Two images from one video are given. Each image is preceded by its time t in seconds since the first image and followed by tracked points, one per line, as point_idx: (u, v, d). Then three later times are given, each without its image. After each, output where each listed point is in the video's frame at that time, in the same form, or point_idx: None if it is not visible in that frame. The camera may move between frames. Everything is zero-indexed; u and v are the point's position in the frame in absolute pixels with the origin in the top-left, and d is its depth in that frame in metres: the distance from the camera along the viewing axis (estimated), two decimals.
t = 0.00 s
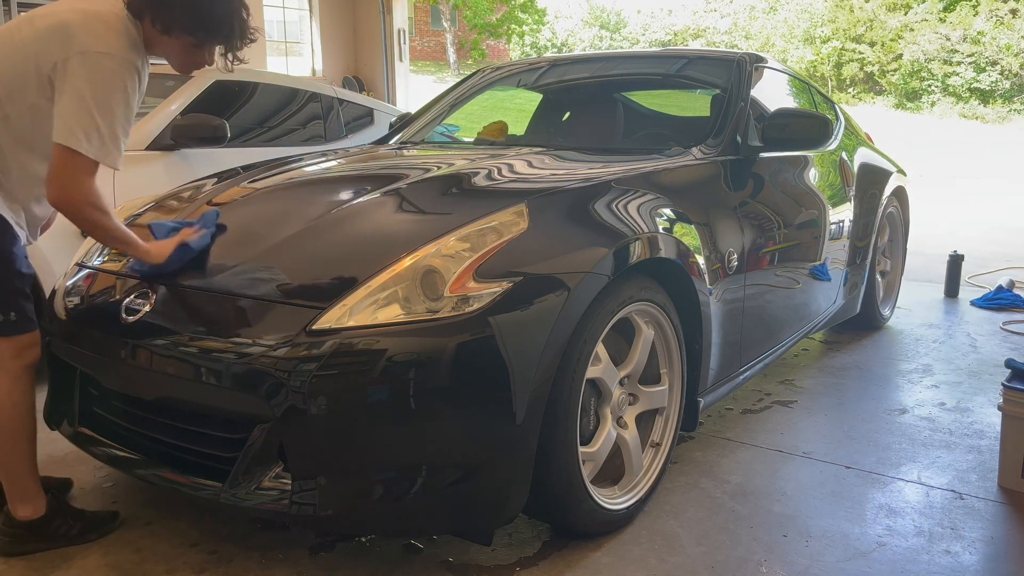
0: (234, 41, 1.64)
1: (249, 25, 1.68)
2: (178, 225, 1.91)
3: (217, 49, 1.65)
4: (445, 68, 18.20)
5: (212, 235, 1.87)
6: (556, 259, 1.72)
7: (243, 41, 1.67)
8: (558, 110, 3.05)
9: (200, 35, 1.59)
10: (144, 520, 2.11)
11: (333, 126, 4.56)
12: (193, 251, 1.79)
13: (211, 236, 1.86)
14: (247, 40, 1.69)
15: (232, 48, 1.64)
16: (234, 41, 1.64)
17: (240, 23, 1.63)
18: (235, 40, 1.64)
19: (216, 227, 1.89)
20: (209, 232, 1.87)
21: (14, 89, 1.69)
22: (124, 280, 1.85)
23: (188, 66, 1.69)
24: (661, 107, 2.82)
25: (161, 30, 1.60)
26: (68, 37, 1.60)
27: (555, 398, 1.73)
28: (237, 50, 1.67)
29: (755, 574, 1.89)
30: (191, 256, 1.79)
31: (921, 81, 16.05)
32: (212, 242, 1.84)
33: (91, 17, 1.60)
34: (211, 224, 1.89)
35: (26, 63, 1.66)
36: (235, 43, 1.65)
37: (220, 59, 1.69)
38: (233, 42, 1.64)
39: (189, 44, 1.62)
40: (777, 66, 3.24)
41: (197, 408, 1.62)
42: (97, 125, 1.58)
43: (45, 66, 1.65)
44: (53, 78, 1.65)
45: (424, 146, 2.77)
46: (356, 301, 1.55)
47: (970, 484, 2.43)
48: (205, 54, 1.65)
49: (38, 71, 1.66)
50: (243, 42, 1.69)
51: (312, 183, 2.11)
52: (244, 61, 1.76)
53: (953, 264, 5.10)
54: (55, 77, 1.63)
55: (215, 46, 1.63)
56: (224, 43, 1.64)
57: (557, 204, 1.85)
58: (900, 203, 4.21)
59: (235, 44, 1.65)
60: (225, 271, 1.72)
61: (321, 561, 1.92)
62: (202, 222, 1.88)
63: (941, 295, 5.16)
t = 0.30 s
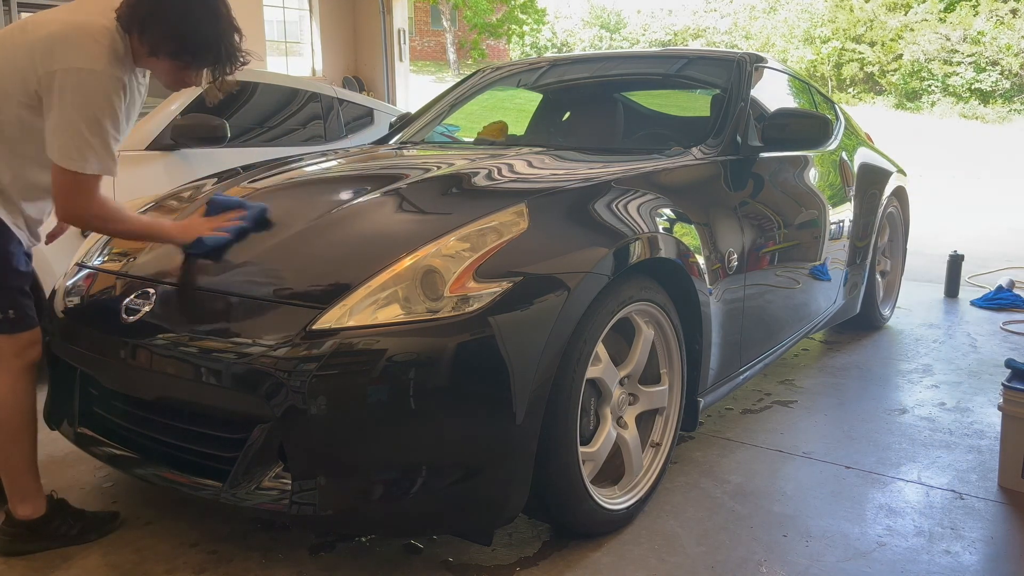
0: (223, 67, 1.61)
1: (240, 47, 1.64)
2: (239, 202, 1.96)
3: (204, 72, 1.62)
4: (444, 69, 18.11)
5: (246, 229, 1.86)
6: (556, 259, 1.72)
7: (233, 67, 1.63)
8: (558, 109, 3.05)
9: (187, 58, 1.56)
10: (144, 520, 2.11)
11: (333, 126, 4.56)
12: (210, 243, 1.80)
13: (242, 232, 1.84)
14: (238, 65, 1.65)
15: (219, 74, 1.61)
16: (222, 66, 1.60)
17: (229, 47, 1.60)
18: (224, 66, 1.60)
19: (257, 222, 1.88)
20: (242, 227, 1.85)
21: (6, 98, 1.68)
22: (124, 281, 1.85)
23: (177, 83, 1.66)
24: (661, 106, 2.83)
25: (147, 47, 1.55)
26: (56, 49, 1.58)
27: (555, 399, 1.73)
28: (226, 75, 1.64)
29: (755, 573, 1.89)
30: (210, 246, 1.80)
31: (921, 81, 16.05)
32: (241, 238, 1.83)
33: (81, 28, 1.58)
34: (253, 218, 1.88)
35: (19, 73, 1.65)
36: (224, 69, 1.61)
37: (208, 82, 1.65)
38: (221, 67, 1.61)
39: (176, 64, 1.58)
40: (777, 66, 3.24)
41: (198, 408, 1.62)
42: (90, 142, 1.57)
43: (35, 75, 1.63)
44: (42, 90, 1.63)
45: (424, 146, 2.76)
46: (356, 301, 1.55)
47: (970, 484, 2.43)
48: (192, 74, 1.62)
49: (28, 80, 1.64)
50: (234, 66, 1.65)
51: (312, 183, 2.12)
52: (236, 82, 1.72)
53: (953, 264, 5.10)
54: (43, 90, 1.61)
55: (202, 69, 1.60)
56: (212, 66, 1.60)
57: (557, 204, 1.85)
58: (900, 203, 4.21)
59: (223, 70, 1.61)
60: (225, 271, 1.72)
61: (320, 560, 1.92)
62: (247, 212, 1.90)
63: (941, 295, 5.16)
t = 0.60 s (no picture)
0: (219, 80, 1.59)
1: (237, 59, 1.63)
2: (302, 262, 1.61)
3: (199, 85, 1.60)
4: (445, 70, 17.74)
5: (303, 304, 1.56)
6: (556, 259, 1.72)
7: (230, 80, 1.61)
8: (558, 109, 3.05)
9: (179, 69, 1.55)
10: (144, 520, 2.11)
11: (333, 126, 4.56)
12: (244, 313, 1.58)
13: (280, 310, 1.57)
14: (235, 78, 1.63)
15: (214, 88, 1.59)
16: (218, 80, 1.59)
17: (225, 59, 1.58)
18: (219, 79, 1.59)
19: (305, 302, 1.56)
20: (284, 306, 1.56)
21: (1, 101, 1.67)
22: (124, 280, 1.85)
23: (172, 92, 1.65)
24: (661, 107, 2.83)
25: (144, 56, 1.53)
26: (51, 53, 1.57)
27: (555, 399, 1.73)
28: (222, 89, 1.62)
29: (755, 573, 1.89)
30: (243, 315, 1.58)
31: (921, 81, 16.07)
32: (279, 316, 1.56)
33: (82, 34, 1.58)
34: (315, 293, 1.56)
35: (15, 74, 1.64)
36: (219, 82, 1.60)
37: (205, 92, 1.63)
38: (217, 81, 1.59)
39: (169, 75, 1.57)
40: (777, 66, 3.24)
41: (198, 408, 1.62)
42: (106, 128, 1.56)
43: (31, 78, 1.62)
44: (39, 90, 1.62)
45: (424, 146, 2.76)
46: (356, 301, 1.55)
47: (970, 484, 2.43)
48: (185, 84, 1.60)
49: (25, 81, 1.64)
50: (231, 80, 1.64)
51: (312, 183, 2.11)
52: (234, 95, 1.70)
53: (953, 264, 5.11)
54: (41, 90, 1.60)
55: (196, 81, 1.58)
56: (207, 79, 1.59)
57: (557, 204, 1.85)
58: (900, 203, 4.21)
59: (219, 83, 1.60)
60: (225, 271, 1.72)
61: (320, 560, 1.92)
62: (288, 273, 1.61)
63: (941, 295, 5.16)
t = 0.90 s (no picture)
0: (205, 87, 1.66)
1: (223, 68, 1.69)
2: (153, 241, 1.87)
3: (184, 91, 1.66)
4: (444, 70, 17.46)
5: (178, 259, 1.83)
6: (556, 260, 1.72)
7: (215, 88, 1.68)
8: (558, 109, 3.05)
9: (169, 76, 1.60)
10: (144, 520, 2.11)
11: (332, 126, 4.56)
12: (154, 280, 1.76)
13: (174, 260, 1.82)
14: (221, 85, 1.70)
15: (201, 95, 1.65)
16: (205, 86, 1.65)
17: (211, 68, 1.64)
18: (206, 86, 1.65)
19: (186, 245, 1.86)
20: (174, 257, 1.82)
21: None
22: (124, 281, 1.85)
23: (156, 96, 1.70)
24: (661, 107, 2.84)
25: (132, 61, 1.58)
26: (38, 56, 1.60)
27: (555, 399, 1.73)
28: (207, 96, 1.68)
29: (755, 573, 1.89)
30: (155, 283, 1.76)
31: (921, 81, 16.07)
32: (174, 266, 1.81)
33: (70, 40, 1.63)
34: (180, 245, 1.85)
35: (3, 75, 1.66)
36: (206, 89, 1.66)
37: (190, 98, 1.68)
38: (204, 88, 1.65)
39: (157, 81, 1.62)
40: (777, 66, 3.24)
41: (198, 408, 1.62)
42: (60, 131, 1.59)
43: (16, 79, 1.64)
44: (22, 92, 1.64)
45: (424, 146, 2.76)
46: (356, 301, 1.55)
47: (970, 484, 2.43)
48: (171, 90, 1.65)
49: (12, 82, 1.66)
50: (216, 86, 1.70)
51: (312, 183, 2.11)
52: (219, 99, 1.76)
53: (953, 264, 5.10)
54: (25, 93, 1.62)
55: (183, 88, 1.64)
56: (194, 86, 1.65)
57: (557, 204, 1.85)
58: (900, 203, 4.21)
59: (206, 90, 1.66)
60: (225, 271, 1.72)
61: (320, 560, 1.92)
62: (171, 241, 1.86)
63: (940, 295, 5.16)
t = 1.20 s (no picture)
0: (179, 87, 1.70)
1: (194, 69, 1.73)
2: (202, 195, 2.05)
3: (159, 90, 1.70)
4: (444, 68, 17.45)
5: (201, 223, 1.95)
6: (556, 259, 1.72)
7: (188, 87, 1.72)
8: (558, 109, 3.05)
9: (142, 75, 1.64)
10: (144, 520, 2.11)
11: (333, 126, 4.56)
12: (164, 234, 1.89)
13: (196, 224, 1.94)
14: (193, 85, 1.75)
15: (174, 93, 1.69)
16: (179, 85, 1.69)
17: (185, 68, 1.69)
18: (179, 85, 1.69)
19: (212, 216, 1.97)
20: (198, 220, 1.96)
21: None
22: (124, 281, 1.85)
23: (132, 95, 1.74)
24: (661, 107, 2.84)
25: (108, 60, 1.63)
26: (17, 59, 1.65)
27: (555, 398, 1.73)
28: (180, 95, 1.73)
29: (755, 573, 1.89)
30: (167, 235, 1.89)
31: (921, 81, 16.08)
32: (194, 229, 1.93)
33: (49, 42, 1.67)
34: (212, 214, 1.97)
35: None
36: (178, 88, 1.70)
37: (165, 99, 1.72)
38: (176, 87, 1.70)
39: (134, 80, 1.67)
40: (777, 66, 3.24)
41: (198, 408, 1.63)
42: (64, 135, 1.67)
43: None
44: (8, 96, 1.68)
45: (424, 146, 2.76)
46: (356, 301, 1.55)
47: (970, 484, 2.43)
48: (147, 90, 1.70)
49: None
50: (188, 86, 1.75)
51: (312, 183, 2.12)
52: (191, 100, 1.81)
53: (953, 264, 5.11)
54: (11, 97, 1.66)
55: (157, 87, 1.68)
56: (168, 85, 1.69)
57: (557, 204, 1.85)
58: (900, 203, 4.21)
59: (179, 89, 1.70)
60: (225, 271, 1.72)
61: (321, 560, 1.92)
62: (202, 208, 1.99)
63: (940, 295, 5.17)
